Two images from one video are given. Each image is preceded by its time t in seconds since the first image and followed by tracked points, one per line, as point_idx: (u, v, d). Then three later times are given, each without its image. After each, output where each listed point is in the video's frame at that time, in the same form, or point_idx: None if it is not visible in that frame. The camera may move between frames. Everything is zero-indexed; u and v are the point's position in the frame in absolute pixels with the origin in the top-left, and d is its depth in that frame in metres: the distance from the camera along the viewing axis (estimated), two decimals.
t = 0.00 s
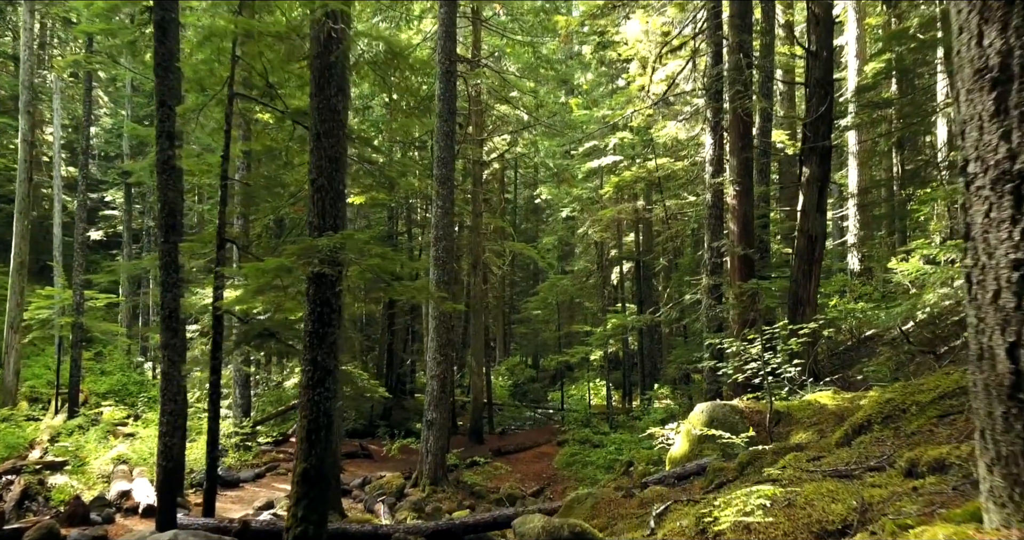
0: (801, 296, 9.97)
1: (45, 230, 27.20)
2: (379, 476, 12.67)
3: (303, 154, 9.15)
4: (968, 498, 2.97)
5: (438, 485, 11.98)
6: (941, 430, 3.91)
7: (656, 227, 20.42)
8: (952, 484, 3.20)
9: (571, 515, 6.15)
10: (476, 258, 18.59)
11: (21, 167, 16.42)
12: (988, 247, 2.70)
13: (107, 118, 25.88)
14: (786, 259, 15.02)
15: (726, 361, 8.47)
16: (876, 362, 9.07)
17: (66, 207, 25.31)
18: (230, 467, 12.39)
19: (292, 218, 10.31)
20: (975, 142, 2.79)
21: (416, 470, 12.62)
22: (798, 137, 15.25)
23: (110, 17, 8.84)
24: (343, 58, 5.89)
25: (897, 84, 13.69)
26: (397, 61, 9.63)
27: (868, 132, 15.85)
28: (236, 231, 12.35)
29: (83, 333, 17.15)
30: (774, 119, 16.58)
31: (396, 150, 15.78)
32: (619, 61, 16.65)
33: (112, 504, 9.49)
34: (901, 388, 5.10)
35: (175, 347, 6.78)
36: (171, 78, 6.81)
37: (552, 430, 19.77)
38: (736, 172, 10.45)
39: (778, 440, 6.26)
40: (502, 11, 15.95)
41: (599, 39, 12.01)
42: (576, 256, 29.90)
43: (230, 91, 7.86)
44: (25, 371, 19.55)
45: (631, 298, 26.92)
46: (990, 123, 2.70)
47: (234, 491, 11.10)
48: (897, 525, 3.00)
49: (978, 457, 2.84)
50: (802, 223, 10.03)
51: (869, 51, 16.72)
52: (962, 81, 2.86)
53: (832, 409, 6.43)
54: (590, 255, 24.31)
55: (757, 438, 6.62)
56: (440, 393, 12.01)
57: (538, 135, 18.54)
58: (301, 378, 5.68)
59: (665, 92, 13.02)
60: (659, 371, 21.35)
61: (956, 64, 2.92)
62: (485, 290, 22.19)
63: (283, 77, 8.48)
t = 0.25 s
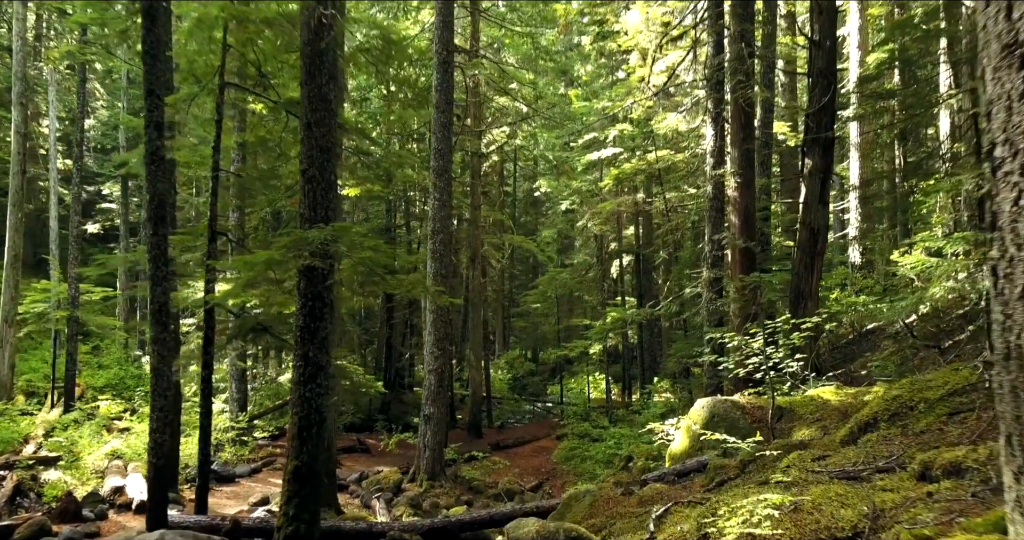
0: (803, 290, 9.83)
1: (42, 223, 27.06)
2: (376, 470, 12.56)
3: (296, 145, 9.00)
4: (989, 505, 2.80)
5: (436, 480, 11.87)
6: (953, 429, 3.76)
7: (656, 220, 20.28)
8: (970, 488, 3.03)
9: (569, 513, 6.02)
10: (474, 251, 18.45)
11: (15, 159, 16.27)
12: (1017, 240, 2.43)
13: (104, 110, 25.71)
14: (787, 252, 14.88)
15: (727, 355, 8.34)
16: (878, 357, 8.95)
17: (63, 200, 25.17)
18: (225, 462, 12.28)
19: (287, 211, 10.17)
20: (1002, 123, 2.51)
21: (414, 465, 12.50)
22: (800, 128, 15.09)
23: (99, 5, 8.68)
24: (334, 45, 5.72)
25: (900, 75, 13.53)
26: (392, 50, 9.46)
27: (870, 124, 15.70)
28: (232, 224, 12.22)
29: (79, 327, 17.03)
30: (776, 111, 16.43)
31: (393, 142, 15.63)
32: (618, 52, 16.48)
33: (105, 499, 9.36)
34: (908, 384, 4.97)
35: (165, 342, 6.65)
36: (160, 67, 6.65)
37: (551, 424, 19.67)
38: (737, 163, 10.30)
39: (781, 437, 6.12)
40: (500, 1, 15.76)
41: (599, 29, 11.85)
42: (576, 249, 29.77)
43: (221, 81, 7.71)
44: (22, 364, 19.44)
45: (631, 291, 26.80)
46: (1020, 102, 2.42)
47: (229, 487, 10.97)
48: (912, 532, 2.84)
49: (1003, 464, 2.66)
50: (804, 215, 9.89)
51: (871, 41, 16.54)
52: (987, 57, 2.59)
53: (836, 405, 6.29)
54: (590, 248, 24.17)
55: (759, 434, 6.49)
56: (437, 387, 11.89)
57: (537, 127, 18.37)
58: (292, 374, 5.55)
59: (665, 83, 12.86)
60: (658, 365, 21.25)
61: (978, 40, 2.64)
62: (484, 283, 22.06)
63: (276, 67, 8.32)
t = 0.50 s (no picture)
0: (805, 282, 9.69)
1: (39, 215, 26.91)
2: (373, 464, 12.45)
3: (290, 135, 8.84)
4: (1009, 510, 2.64)
5: (433, 473, 11.76)
6: (965, 428, 3.61)
7: (656, 211, 20.12)
8: (987, 493, 2.87)
9: (567, 510, 5.89)
10: (473, 243, 18.29)
11: (9, 150, 16.10)
12: None
13: (100, 100, 25.51)
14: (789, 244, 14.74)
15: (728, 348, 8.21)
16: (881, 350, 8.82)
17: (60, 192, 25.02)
18: (221, 456, 12.17)
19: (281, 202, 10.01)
20: None
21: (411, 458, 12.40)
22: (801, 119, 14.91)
23: None
24: (324, 31, 5.55)
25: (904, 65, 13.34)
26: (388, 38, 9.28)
27: (872, 114, 15.52)
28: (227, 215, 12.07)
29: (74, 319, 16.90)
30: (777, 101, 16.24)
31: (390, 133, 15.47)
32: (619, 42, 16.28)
33: (97, 495, 9.23)
34: (915, 380, 4.83)
35: (154, 335, 6.52)
36: (147, 54, 6.49)
37: (550, 416, 19.57)
38: (739, 153, 10.15)
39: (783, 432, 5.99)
40: None
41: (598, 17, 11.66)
42: (576, 241, 29.61)
43: (211, 69, 7.54)
44: (18, 357, 19.34)
45: (631, 283, 26.66)
46: None
47: (224, 481, 10.86)
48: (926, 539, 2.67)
49: None
50: (806, 206, 9.73)
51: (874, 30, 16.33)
52: None
53: (840, 400, 6.16)
54: (589, 240, 24.03)
55: (761, 429, 6.36)
56: (435, 380, 11.77)
57: (536, 117, 18.18)
58: (283, 369, 5.42)
59: (665, 72, 12.68)
60: (658, 357, 21.13)
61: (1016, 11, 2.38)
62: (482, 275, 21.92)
63: (268, 55, 8.14)
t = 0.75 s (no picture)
0: (807, 274, 9.54)
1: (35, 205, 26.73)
2: (370, 457, 12.33)
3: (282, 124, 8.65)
4: None
5: (430, 467, 11.64)
6: (980, 428, 3.47)
7: (656, 202, 19.94)
8: (1011, 502, 2.70)
9: (564, 507, 5.76)
10: (471, 234, 18.13)
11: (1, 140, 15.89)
12: None
13: (96, 90, 25.29)
14: (790, 235, 14.57)
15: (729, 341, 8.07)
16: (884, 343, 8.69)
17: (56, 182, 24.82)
18: (216, 449, 12.06)
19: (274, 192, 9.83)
20: None
21: (408, 452, 12.28)
22: (804, 108, 14.71)
23: None
24: (314, 14, 5.36)
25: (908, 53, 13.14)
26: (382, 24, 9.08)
27: (875, 103, 15.31)
28: (221, 206, 11.91)
29: (69, 311, 16.75)
30: (779, 91, 16.03)
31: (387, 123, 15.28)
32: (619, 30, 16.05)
33: (89, 489, 9.11)
34: (923, 374, 4.69)
35: (144, 328, 6.39)
36: (133, 39, 6.29)
37: (549, 408, 19.47)
38: (740, 143, 9.97)
39: (786, 428, 5.86)
40: None
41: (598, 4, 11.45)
42: (575, 232, 29.43)
43: (200, 55, 7.34)
44: (14, 348, 19.21)
45: (631, 275, 26.54)
46: None
47: (219, 475, 10.74)
48: None
49: None
50: (808, 196, 9.56)
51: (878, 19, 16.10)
52: None
53: (843, 395, 6.03)
54: (589, 231, 23.85)
55: (763, 425, 6.23)
56: (432, 373, 11.62)
57: (535, 108, 17.96)
58: (272, 363, 5.27)
59: (666, 60, 12.47)
60: (658, 349, 21.01)
61: None
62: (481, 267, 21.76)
63: (259, 41, 7.94)
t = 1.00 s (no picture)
0: (809, 265, 9.40)
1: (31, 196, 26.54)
2: (366, 450, 12.22)
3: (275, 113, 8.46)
4: None
5: (427, 461, 11.52)
6: (994, 427, 3.33)
7: (656, 192, 19.77)
8: None
9: (562, 504, 5.63)
10: (470, 226, 17.97)
11: None
12: None
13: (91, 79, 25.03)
14: (792, 226, 14.41)
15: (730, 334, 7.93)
16: (888, 336, 8.55)
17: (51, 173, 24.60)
18: (211, 443, 11.94)
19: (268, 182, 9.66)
20: None
21: (405, 445, 12.16)
22: (806, 97, 14.51)
23: None
24: None
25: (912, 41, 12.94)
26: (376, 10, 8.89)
27: (879, 92, 15.12)
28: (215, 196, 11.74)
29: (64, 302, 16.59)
30: (781, 80, 15.82)
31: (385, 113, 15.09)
32: (619, 18, 15.83)
33: (81, 484, 8.98)
34: (932, 370, 4.55)
35: (131, 322, 6.23)
36: (119, 24, 6.10)
37: (548, 401, 19.37)
38: (742, 132, 9.79)
39: (789, 424, 5.72)
40: None
41: None
42: (575, 223, 29.27)
43: (189, 41, 7.15)
44: (9, 340, 19.07)
45: (630, 267, 26.40)
46: None
47: (214, 469, 10.62)
48: None
49: None
50: (811, 186, 9.41)
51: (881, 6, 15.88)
52: None
53: (848, 390, 5.89)
54: (589, 222, 23.68)
55: (765, 420, 6.09)
56: (429, 365, 11.49)
57: (534, 97, 17.76)
58: (261, 358, 5.13)
59: (667, 48, 12.26)
60: (657, 341, 20.89)
61: None
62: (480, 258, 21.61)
63: (250, 27, 7.74)
